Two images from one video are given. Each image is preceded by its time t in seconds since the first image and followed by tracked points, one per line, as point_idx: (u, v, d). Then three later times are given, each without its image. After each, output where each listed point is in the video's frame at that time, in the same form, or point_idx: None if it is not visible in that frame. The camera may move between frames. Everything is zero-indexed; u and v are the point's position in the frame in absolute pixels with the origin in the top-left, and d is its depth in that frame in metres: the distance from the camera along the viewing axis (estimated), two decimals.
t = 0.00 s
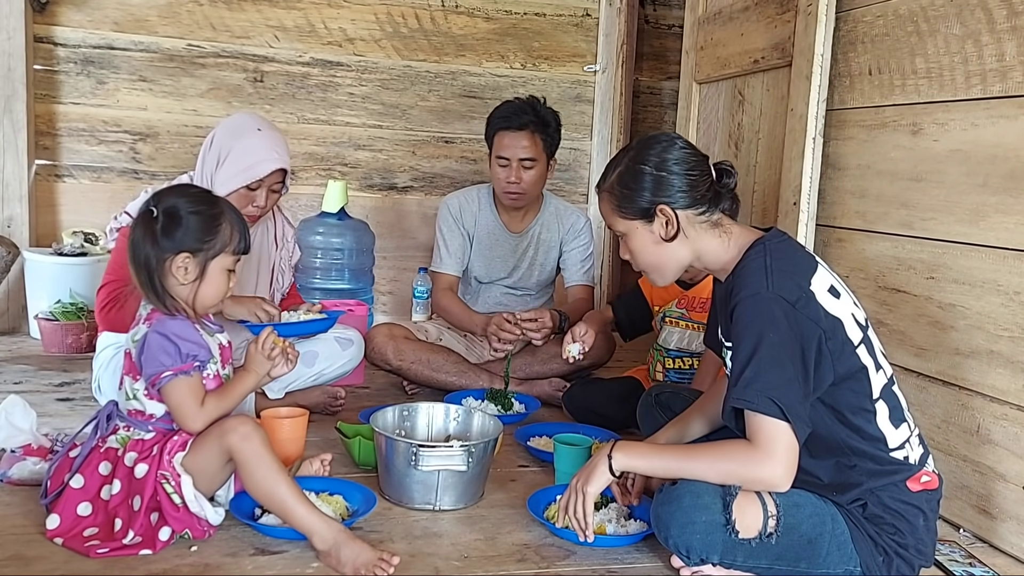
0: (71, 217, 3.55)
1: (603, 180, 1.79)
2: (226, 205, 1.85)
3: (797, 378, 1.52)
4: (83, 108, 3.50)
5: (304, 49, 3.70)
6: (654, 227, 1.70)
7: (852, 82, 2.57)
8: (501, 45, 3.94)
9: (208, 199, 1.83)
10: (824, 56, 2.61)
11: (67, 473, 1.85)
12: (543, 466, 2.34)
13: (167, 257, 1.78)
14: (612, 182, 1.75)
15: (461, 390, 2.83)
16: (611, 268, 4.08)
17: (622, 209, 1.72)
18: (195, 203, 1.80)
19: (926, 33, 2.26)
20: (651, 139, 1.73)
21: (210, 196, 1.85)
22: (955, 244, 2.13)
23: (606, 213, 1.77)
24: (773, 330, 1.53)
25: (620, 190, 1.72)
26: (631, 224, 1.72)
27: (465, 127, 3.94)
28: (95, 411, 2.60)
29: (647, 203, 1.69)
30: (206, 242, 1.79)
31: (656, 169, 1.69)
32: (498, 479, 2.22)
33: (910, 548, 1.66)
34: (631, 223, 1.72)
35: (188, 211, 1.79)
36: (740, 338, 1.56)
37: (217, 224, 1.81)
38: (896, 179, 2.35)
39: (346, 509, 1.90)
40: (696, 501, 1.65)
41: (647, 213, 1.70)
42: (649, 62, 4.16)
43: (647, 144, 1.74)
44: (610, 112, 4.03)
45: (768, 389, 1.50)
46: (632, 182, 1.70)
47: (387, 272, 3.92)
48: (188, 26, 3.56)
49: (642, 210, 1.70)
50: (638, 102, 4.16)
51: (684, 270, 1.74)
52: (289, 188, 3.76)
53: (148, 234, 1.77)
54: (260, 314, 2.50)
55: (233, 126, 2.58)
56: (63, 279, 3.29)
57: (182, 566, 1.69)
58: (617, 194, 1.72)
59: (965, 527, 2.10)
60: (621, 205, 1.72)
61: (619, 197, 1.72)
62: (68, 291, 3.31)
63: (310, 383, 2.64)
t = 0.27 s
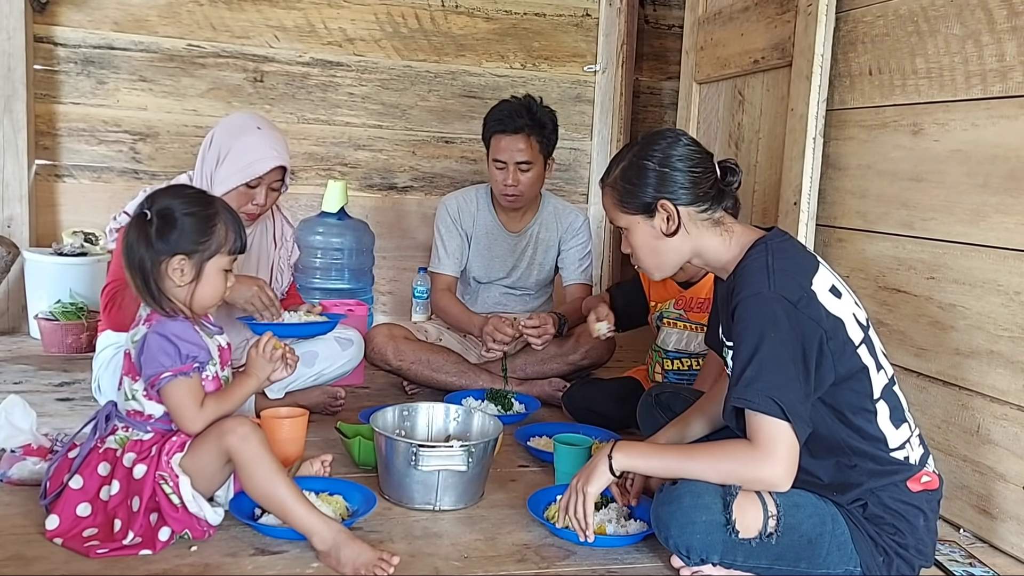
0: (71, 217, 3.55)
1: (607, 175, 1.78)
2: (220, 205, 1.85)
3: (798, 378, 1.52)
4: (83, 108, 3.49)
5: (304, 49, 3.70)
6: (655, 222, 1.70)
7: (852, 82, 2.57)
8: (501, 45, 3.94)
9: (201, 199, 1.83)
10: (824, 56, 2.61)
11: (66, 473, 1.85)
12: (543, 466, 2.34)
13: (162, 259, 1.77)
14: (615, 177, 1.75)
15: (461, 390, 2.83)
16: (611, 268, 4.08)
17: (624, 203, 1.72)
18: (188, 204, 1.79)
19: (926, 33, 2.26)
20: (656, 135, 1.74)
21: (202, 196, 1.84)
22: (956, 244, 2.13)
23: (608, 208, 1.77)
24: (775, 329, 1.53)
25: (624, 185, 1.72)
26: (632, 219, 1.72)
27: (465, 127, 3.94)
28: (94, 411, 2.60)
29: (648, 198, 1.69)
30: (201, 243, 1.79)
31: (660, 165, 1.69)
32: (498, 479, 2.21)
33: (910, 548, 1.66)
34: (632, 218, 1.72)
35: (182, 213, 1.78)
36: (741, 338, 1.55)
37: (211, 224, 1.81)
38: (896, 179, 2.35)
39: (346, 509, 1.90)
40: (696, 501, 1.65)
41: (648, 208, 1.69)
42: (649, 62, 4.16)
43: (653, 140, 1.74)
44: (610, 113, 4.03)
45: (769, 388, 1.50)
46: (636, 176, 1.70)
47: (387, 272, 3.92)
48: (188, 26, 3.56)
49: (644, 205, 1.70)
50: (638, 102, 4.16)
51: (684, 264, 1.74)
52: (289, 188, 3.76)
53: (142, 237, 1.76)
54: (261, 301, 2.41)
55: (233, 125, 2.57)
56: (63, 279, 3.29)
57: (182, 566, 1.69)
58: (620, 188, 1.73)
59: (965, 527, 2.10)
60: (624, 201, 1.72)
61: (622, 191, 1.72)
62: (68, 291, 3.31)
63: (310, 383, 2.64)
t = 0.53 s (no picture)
0: (71, 217, 3.55)
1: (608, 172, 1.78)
2: (218, 205, 1.85)
3: (797, 379, 1.52)
4: (83, 108, 3.49)
5: (304, 49, 3.70)
6: (654, 219, 1.70)
7: (852, 82, 2.57)
8: (501, 45, 3.94)
9: (199, 199, 1.82)
10: (824, 56, 2.61)
11: (66, 474, 1.85)
12: (543, 466, 2.34)
13: (162, 260, 1.77)
14: (615, 175, 1.75)
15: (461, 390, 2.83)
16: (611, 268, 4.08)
17: (623, 200, 1.72)
18: (187, 204, 1.79)
19: (926, 33, 2.26)
20: (657, 133, 1.73)
21: (201, 196, 1.84)
22: (956, 244, 2.13)
23: (608, 204, 1.77)
24: (774, 330, 1.53)
25: (623, 183, 1.72)
26: (632, 216, 1.72)
27: (465, 127, 3.94)
28: (94, 411, 2.60)
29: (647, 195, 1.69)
30: (200, 243, 1.79)
31: (660, 163, 1.69)
32: (498, 479, 2.21)
33: (910, 548, 1.66)
34: (631, 215, 1.72)
35: (181, 213, 1.78)
36: (740, 339, 1.55)
37: (210, 225, 1.81)
38: (896, 179, 2.35)
39: (346, 509, 1.90)
40: (696, 501, 1.65)
41: (647, 205, 1.69)
42: (649, 62, 4.16)
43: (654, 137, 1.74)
44: (610, 113, 4.04)
45: (769, 389, 1.50)
46: (634, 175, 1.70)
47: (387, 272, 3.92)
48: (188, 26, 3.56)
49: (643, 202, 1.70)
50: (638, 102, 4.16)
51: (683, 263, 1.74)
52: (290, 188, 3.76)
53: (141, 238, 1.76)
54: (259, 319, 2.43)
55: (228, 123, 2.57)
56: (63, 279, 3.29)
57: (182, 566, 1.69)
58: (620, 186, 1.73)
59: (965, 527, 2.10)
60: (623, 198, 1.72)
61: (622, 189, 1.72)
62: (68, 291, 3.31)
63: (310, 383, 2.64)
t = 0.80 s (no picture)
0: (71, 217, 3.55)
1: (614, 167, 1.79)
2: (218, 204, 1.85)
3: (798, 378, 1.52)
4: (83, 107, 3.49)
5: (304, 49, 3.70)
6: (657, 212, 1.70)
7: (852, 82, 2.57)
8: (501, 45, 3.94)
9: (198, 199, 1.83)
10: (824, 56, 2.61)
11: (66, 473, 1.85)
12: (543, 466, 2.34)
13: (163, 259, 1.77)
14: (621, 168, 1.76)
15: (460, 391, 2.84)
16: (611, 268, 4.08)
17: (628, 192, 1.72)
18: (186, 203, 1.79)
19: (926, 33, 2.26)
20: (666, 128, 1.74)
21: (200, 195, 1.84)
22: (956, 244, 2.13)
23: (613, 196, 1.77)
24: (775, 329, 1.53)
25: (629, 174, 1.72)
26: (636, 208, 1.72)
27: (465, 127, 3.94)
28: (94, 411, 2.60)
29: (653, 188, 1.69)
30: (201, 242, 1.79)
31: (668, 157, 1.69)
32: (498, 479, 2.21)
33: (910, 548, 1.66)
34: (634, 207, 1.72)
35: (182, 212, 1.78)
36: (741, 338, 1.56)
37: (211, 224, 1.81)
38: (896, 179, 2.35)
39: (346, 509, 1.90)
40: (696, 501, 1.65)
41: (651, 197, 1.70)
42: (649, 62, 4.16)
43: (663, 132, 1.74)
44: (610, 113, 4.04)
45: (770, 388, 1.50)
46: (640, 168, 1.71)
47: (387, 272, 3.92)
48: (187, 25, 3.56)
49: (647, 195, 1.70)
50: (638, 102, 4.16)
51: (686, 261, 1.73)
52: (290, 188, 3.76)
53: (142, 238, 1.76)
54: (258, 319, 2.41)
55: (222, 119, 2.57)
56: (63, 279, 3.29)
57: (182, 566, 1.69)
58: (625, 178, 1.73)
59: (965, 527, 2.10)
60: (628, 188, 1.72)
61: (627, 181, 1.72)
62: (68, 291, 3.31)
63: (310, 383, 2.65)
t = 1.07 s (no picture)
0: (71, 217, 3.55)
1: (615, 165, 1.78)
2: (219, 200, 1.85)
3: (799, 377, 1.52)
4: (83, 107, 3.49)
5: (304, 49, 3.70)
6: (657, 211, 1.70)
7: (852, 82, 2.57)
8: (501, 45, 3.94)
9: (199, 197, 1.83)
10: (824, 56, 2.62)
11: (66, 474, 1.85)
12: (543, 466, 2.34)
13: (172, 259, 1.77)
14: (622, 166, 1.76)
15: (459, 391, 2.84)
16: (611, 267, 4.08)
17: (628, 191, 1.73)
18: (189, 202, 1.79)
19: (926, 33, 2.26)
20: (666, 127, 1.74)
21: (201, 193, 1.84)
22: (956, 244, 2.13)
23: (614, 195, 1.78)
24: (775, 328, 1.53)
25: (631, 173, 1.72)
26: (636, 207, 1.73)
27: (465, 127, 3.94)
28: (94, 411, 2.60)
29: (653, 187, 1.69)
30: (208, 239, 1.80)
31: (670, 156, 1.69)
32: (498, 479, 2.21)
33: (910, 548, 1.66)
34: (635, 206, 1.73)
35: (187, 211, 1.78)
36: (742, 337, 1.55)
37: (215, 220, 1.81)
38: (896, 179, 2.35)
39: (346, 508, 1.90)
40: (696, 500, 1.65)
41: (651, 196, 1.70)
42: (649, 62, 4.16)
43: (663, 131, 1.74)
44: (610, 113, 4.04)
45: (771, 388, 1.50)
46: (641, 167, 1.71)
47: (387, 272, 3.92)
48: (188, 25, 3.56)
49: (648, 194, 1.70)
50: (638, 101, 4.16)
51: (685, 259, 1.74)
52: (290, 188, 3.76)
53: (150, 239, 1.76)
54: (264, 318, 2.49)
55: (217, 116, 2.57)
56: (63, 278, 3.29)
57: (182, 566, 1.69)
58: (626, 178, 1.73)
59: (965, 527, 2.10)
60: (629, 188, 1.72)
61: (627, 181, 1.73)
62: (68, 291, 3.31)
63: (310, 383, 2.63)
